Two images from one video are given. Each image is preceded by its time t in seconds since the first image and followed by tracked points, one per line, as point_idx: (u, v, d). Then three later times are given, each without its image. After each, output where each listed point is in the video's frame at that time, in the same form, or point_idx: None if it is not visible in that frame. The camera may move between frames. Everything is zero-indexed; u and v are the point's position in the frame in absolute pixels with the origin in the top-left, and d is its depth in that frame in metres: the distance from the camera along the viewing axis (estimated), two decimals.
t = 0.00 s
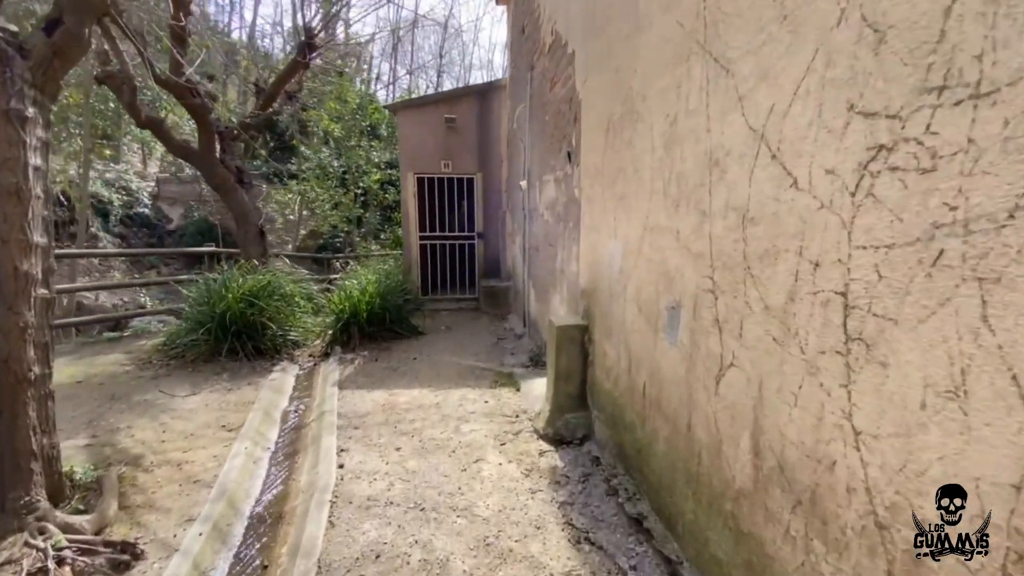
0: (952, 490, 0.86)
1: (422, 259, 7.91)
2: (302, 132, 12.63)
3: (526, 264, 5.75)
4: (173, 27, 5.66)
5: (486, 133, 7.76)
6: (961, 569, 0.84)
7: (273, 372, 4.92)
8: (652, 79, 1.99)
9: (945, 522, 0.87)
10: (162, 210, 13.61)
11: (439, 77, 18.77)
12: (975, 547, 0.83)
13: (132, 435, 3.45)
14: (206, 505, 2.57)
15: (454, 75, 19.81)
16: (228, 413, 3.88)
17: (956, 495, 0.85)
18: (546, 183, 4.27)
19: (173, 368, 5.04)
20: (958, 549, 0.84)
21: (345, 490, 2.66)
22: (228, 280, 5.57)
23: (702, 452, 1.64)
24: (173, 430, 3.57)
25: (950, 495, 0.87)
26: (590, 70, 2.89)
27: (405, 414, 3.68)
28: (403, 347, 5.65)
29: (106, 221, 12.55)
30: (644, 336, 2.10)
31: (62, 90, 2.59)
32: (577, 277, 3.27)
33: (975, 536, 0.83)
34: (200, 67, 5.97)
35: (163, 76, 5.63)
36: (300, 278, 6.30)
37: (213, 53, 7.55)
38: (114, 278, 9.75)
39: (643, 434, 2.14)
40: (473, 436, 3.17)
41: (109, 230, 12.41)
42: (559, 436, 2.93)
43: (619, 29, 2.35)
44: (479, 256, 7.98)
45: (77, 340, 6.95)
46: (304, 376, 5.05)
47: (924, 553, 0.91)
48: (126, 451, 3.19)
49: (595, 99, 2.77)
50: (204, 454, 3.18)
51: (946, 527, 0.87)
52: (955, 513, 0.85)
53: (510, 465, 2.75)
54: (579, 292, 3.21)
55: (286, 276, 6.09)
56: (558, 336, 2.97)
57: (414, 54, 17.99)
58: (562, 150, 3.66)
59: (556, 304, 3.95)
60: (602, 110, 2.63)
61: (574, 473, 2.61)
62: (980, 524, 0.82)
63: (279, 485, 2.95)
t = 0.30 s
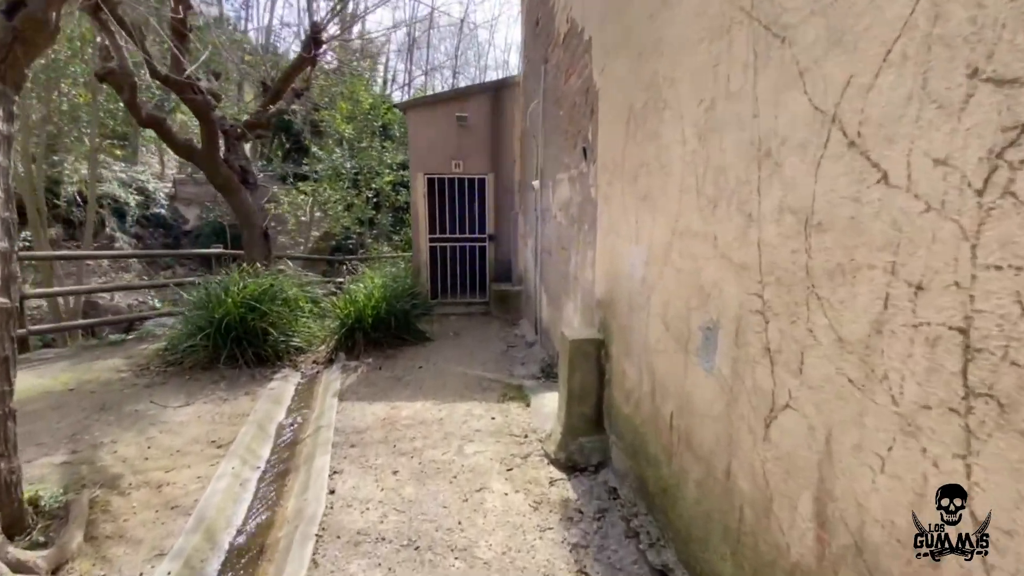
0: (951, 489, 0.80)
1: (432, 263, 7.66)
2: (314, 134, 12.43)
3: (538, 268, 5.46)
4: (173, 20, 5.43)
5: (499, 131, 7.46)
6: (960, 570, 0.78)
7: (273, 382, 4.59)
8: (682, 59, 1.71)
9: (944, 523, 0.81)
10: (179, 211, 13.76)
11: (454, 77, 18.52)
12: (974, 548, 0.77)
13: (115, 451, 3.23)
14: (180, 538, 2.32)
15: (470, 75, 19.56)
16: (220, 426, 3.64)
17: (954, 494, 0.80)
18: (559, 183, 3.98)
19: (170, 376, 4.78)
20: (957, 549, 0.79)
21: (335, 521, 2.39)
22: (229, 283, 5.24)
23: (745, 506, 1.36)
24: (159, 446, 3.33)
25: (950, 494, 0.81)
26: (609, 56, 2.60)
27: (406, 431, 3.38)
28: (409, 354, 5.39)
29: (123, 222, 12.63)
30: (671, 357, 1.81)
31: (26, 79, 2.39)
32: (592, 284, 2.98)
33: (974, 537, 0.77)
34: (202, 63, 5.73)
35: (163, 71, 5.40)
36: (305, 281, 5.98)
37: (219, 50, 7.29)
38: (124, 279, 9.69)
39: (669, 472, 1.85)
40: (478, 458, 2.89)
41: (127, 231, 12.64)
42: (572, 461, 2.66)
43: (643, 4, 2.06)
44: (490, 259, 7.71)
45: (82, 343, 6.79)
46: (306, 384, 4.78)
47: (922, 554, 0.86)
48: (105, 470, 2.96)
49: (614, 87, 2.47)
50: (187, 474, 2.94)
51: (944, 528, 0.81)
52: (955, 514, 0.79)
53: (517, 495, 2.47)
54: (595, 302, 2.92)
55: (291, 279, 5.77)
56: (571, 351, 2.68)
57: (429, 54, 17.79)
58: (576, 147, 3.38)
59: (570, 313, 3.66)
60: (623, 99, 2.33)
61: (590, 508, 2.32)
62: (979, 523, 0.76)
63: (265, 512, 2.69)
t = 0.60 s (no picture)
0: (951, 489, 0.80)
1: (440, 265, 7.47)
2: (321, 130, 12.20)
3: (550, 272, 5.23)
4: (175, 16, 5.21)
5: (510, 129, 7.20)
6: (958, 570, 0.78)
7: (274, 390, 4.38)
8: (722, 37, 1.48)
9: (944, 522, 0.81)
10: (191, 212, 13.72)
11: (466, 78, 18.36)
12: (974, 547, 0.77)
13: (103, 466, 3.05)
14: (159, 570, 2.12)
15: (481, 76, 19.40)
16: (215, 438, 3.43)
17: (955, 496, 0.79)
18: (574, 181, 3.75)
19: (169, 383, 4.56)
20: (956, 549, 0.78)
21: (329, 552, 2.17)
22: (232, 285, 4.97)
23: (804, 566, 1.14)
24: (150, 460, 3.14)
25: (950, 494, 0.80)
26: (632, 42, 2.36)
27: (410, 446, 3.15)
28: (416, 359, 5.16)
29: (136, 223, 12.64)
30: (706, 380, 1.58)
31: None
32: (611, 292, 2.75)
33: (974, 537, 0.77)
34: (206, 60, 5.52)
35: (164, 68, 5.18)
36: (309, 284, 5.73)
37: (225, 48, 7.05)
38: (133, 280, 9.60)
39: (703, 510, 1.62)
40: (486, 479, 2.66)
41: (140, 231, 12.64)
42: (589, 485, 2.44)
43: None
44: (500, 261, 7.48)
45: (85, 346, 6.63)
46: (309, 391, 4.56)
47: (923, 553, 0.85)
48: (90, 489, 2.78)
49: (638, 74, 2.23)
50: (175, 494, 2.75)
51: (945, 527, 0.80)
52: (956, 514, 0.78)
53: (529, 524, 2.25)
54: (614, 311, 2.68)
55: (295, 281, 5.52)
56: (589, 366, 2.45)
57: (440, 53, 17.59)
58: (593, 144, 3.14)
59: (585, 320, 3.43)
60: (649, 86, 2.08)
61: (610, 540, 2.09)
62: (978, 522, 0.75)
63: (256, 538, 2.48)
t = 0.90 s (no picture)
0: (951, 489, 0.83)
1: (450, 266, 7.21)
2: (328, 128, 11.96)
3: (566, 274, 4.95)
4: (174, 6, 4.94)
5: (522, 125, 6.91)
6: (959, 570, 0.82)
7: (274, 399, 4.12)
8: None
9: (945, 522, 0.85)
10: (201, 213, 13.50)
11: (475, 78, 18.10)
12: (975, 547, 0.81)
13: (85, 486, 2.80)
14: None
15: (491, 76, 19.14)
16: (208, 453, 3.16)
17: (956, 496, 0.83)
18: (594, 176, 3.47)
19: (165, 390, 4.30)
20: (957, 549, 0.82)
21: None
22: (232, 287, 4.70)
23: None
24: (136, 479, 2.88)
25: (951, 494, 0.84)
26: (667, 16, 2.09)
27: (417, 465, 2.87)
28: (424, 365, 4.89)
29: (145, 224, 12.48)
30: (773, 408, 1.31)
31: None
32: (640, 296, 2.48)
33: (975, 537, 0.80)
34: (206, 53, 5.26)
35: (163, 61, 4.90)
36: (314, 286, 5.45)
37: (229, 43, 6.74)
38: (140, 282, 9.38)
39: (766, 562, 1.36)
40: (502, 506, 2.39)
41: (150, 232, 12.40)
42: (618, 515, 2.17)
43: None
44: (512, 262, 7.19)
45: (84, 350, 6.38)
46: (310, 400, 4.29)
47: (923, 552, 0.89)
48: (68, 514, 2.53)
49: (678, 48, 1.95)
50: (159, 518, 2.50)
51: (945, 528, 0.84)
52: (955, 514, 0.83)
53: (552, 564, 1.97)
54: (644, 318, 2.39)
55: (299, 284, 5.24)
56: (619, 381, 2.17)
57: (450, 53, 17.36)
58: (618, 134, 2.87)
59: (608, 326, 3.15)
60: (694, 59, 1.79)
61: None
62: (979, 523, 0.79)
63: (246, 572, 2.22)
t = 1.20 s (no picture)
0: (952, 490, 0.89)
1: (455, 271, 7.01)
2: (331, 128, 11.75)
3: (577, 280, 4.73)
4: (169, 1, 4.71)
5: (530, 125, 6.69)
6: (961, 570, 0.87)
7: (272, 413, 3.91)
8: None
9: (945, 522, 0.90)
10: (206, 215, 13.32)
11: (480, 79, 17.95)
12: (977, 547, 0.85)
13: (66, 513, 2.60)
14: None
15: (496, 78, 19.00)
16: (199, 474, 2.96)
17: (956, 496, 0.88)
18: (610, 178, 3.26)
19: (159, 403, 4.10)
20: (958, 549, 0.87)
21: None
22: (230, 294, 4.50)
23: None
24: (121, 505, 2.67)
25: (951, 496, 0.89)
26: None
27: (423, 490, 2.66)
28: (430, 374, 4.68)
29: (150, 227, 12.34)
30: (847, 456, 1.12)
31: None
32: (665, 310, 2.27)
33: (976, 537, 0.85)
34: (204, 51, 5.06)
35: (158, 58, 4.68)
36: (314, 292, 5.24)
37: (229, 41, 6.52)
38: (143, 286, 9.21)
39: None
40: (514, 542, 2.17)
41: (155, 235, 12.23)
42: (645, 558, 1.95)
43: None
44: (519, 266, 6.98)
45: (81, 357, 6.17)
46: (309, 415, 4.09)
47: (925, 553, 0.95)
48: (45, 547, 2.33)
49: (718, 35, 1.73)
50: (143, 552, 2.29)
51: (946, 527, 0.90)
52: (955, 514, 0.88)
53: None
54: (671, 335, 2.18)
55: (299, 290, 5.04)
56: (645, 407, 1.96)
57: (455, 54, 17.19)
58: (639, 133, 2.65)
59: (626, 339, 2.93)
60: (742, 46, 1.59)
61: None
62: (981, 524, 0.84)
63: None
